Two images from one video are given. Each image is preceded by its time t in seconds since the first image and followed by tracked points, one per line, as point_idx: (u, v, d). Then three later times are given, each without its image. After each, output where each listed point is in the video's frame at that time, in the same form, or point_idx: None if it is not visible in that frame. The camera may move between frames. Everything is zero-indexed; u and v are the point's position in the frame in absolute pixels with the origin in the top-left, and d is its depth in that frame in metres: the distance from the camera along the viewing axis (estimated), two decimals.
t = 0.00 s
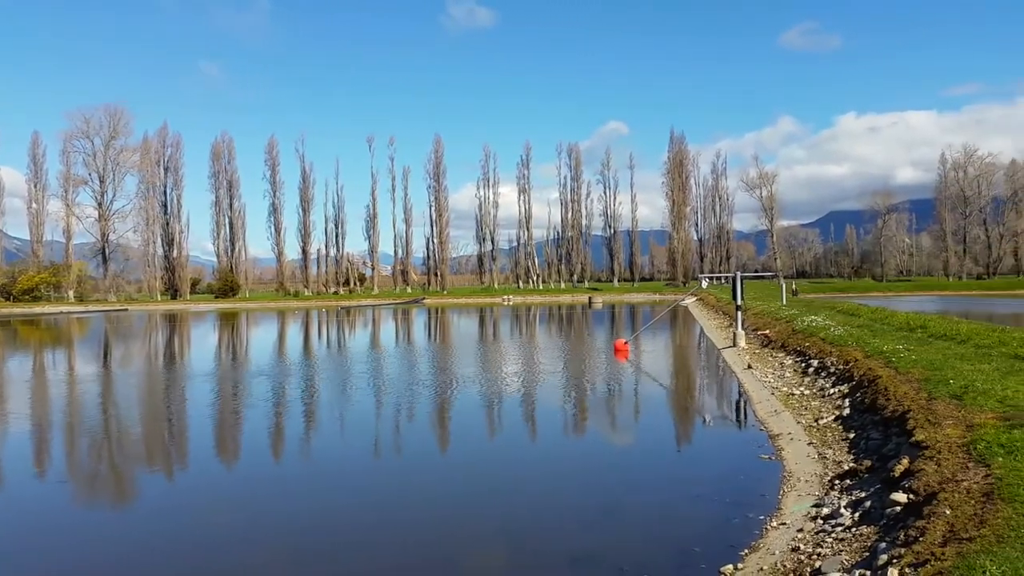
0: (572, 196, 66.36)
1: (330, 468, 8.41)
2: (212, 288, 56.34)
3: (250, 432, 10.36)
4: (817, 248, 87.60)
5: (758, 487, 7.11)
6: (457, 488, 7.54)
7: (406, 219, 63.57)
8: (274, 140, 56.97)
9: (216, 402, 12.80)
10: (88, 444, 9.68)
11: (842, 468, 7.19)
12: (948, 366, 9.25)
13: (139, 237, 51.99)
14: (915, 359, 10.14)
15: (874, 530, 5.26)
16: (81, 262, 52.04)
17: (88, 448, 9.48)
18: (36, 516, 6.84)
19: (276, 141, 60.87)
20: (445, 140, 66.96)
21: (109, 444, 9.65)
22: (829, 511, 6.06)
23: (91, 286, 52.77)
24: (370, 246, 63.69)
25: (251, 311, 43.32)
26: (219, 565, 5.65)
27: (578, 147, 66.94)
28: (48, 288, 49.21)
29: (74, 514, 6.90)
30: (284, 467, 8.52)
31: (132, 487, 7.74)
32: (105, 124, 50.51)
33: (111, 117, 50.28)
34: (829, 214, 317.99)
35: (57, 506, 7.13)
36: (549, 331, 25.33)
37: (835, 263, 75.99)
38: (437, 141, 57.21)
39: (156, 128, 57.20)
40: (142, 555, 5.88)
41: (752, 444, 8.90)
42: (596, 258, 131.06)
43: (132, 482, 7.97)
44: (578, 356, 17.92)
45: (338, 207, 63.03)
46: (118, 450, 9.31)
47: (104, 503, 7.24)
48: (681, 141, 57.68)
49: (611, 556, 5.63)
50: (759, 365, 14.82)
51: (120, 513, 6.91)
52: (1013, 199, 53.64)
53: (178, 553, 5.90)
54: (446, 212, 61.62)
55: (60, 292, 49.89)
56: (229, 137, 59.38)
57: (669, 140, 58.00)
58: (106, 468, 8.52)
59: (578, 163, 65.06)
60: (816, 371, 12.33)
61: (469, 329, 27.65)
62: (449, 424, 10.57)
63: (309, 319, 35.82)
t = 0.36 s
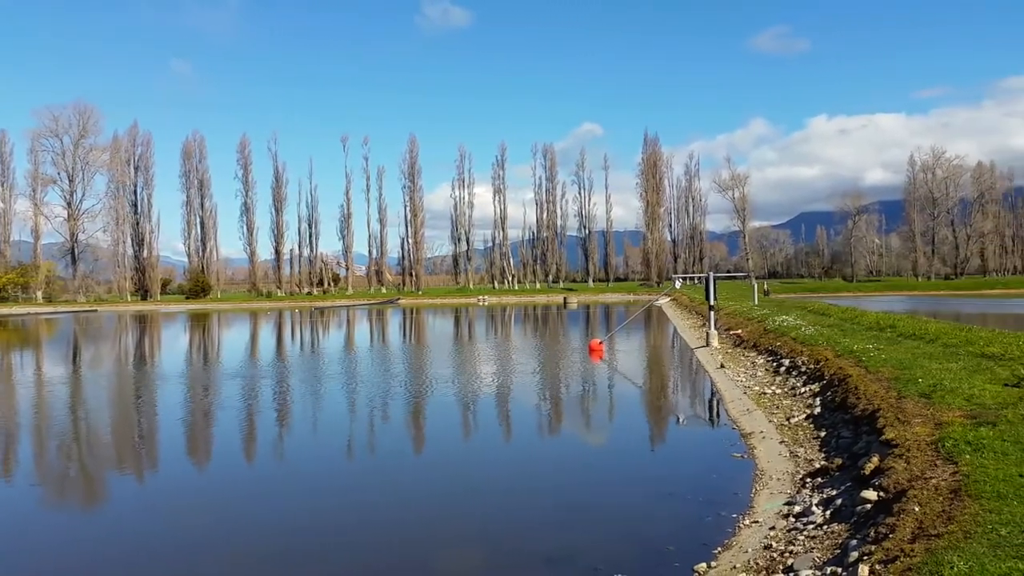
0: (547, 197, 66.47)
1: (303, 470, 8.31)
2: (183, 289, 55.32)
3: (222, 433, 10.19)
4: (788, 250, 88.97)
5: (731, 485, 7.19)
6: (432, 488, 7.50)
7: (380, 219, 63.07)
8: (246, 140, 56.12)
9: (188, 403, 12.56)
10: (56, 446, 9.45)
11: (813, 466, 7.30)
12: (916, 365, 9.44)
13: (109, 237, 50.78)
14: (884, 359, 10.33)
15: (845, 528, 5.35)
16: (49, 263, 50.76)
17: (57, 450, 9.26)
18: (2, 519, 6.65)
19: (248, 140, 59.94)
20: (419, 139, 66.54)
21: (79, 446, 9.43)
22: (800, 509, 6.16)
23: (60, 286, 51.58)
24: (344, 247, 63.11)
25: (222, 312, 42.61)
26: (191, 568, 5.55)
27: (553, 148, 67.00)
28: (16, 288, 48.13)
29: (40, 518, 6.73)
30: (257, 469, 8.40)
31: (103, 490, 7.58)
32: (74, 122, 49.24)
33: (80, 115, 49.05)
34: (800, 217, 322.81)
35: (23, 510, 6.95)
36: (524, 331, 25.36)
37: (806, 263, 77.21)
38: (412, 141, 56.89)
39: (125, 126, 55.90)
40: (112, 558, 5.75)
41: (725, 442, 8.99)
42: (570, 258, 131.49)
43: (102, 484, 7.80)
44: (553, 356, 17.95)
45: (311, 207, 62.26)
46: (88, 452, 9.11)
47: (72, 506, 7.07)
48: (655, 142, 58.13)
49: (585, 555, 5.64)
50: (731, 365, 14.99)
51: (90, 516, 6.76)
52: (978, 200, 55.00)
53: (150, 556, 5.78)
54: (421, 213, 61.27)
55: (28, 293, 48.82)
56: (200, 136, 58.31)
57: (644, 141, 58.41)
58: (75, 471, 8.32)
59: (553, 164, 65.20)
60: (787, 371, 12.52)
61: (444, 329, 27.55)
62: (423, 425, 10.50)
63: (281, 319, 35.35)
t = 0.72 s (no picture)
0: (525, 197, 66.56)
1: (281, 472, 8.20)
2: (157, 289, 54.41)
3: (197, 435, 10.02)
4: (763, 250, 90.09)
5: (707, 484, 7.25)
6: (410, 490, 7.44)
7: (358, 219, 62.60)
8: (222, 138, 55.29)
9: (162, 405, 12.35)
10: (26, 450, 9.22)
11: (788, 465, 7.39)
12: (888, 365, 9.60)
13: (80, 238, 49.69)
14: (857, 358, 10.50)
15: (820, 526, 5.42)
16: (18, 263, 49.54)
17: (27, 453, 9.05)
18: None
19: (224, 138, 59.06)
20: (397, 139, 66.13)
21: (50, 449, 9.21)
22: (775, 507, 6.22)
23: (30, 287, 50.39)
24: (321, 247, 62.51)
25: (197, 313, 41.96)
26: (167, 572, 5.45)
27: (531, 148, 67.00)
28: None
29: (10, 523, 6.55)
30: (234, 471, 8.27)
31: (75, 493, 7.40)
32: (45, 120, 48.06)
33: (51, 113, 47.93)
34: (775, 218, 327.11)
35: None
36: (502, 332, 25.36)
37: (781, 263, 78.33)
38: (389, 140, 56.50)
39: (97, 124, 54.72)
40: (85, 564, 5.62)
41: (701, 442, 9.06)
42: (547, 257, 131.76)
43: (75, 487, 7.62)
44: (531, 357, 17.97)
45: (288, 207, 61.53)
46: (59, 456, 8.89)
47: (43, 510, 6.89)
48: (632, 143, 58.53)
49: (564, 554, 5.64)
50: (707, 364, 15.11)
51: (62, 520, 6.60)
52: (948, 202, 56.18)
53: (124, 561, 5.65)
54: (399, 213, 60.93)
55: None
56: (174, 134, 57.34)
57: (621, 142, 58.76)
58: (46, 474, 8.12)
59: (531, 164, 65.28)
60: (762, 370, 12.66)
61: (422, 330, 27.45)
62: (401, 426, 10.43)
63: (257, 320, 34.94)
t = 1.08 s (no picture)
0: (501, 197, 66.55)
1: (256, 473, 8.08)
2: (128, 290, 53.31)
3: (169, 437, 9.82)
4: (736, 251, 91.19)
5: (682, 483, 7.31)
6: (387, 491, 7.39)
7: (333, 219, 62.00)
8: (195, 137, 54.31)
9: (133, 407, 12.11)
10: None
11: (762, 463, 7.48)
12: (859, 364, 9.78)
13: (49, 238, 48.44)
14: (828, 357, 10.68)
15: (793, 524, 5.49)
16: None
17: None
18: None
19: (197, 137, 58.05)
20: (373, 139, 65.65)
21: (18, 453, 8.97)
22: (749, 506, 6.30)
23: None
24: (295, 247, 61.78)
25: (169, 314, 41.18)
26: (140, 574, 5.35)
27: (507, 149, 66.95)
28: None
29: None
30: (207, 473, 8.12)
31: (43, 497, 7.21)
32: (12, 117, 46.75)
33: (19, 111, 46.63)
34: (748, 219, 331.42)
35: None
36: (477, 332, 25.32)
37: (754, 264, 79.38)
38: (364, 140, 56.04)
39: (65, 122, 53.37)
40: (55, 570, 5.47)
41: (676, 441, 9.14)
42: (523, 258, 131.85)
43: (43, 492, 7.42)
44: (507, 357, 17.97)
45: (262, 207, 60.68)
46: (28, 459, 8.66)
47: (11, 515, 6.70)
48: (608, 144, 58.86)
49: (539, 554, 5.63)
50: (681, 364, 15.25)
51: (30, 525, 6.42)
52: (918, 204, 57.34)
53: (95, 565, 5.52)
54: (374, 213, 60.45)
55: None
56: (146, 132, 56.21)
57: (597, 143, 59.03)
58: (13, 478, 7.90)
59: (507, 164, 65.28)
60: (736, 369, 12.81)
61: (397, 330, 27.29)
62: (376, 427, 10.36)
63: (230, 321, 34.44)
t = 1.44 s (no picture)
0: (479, 198, 66.48)
1: (232, 475, 7.98)
2: (100, 291, 52.26)
3: (142, 440, 9.63)
4: (712, 251, 92.20)
5: (658, 482, 7.35)
6: (366, 492, 7.34)
7: (309, 219, 61.39)
8: (169, 136, 53.40)
9: (105, 409, 11.87)
10: None
11: (737, 462, 7.55)
12: (832, 363, 9.93)
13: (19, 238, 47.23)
14: (802, 356, 10.83)
15: (768, 522, 5.56)
16: None
17: None
18: None
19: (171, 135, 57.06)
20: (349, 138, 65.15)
21: None
22: (725, 504, 6.36)
23: None
24: (271, 247, 61.02)
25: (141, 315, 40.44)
26: None
27: (484, 149, 66.84)
28: None
29: None
30: (182, 475, 7.98)
31: (13, 501, 7.01)
32: None
33: None
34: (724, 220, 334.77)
35: None
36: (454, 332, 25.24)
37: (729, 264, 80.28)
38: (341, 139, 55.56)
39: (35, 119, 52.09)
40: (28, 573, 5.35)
41: (653, 440, 9.20)
42: (500, 257, 131.88)
43: (12, 495, 7.22)
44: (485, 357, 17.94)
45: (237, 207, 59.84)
46: None
47: None
48: (585, 145, 59.10)
49: (517, 555, 5.63)
50: (657, 364, 15.35)
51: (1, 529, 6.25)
52: (890, 205, 58.40)
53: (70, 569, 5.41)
54: (351, 213, 59.94)
55: None
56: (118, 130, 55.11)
57: (574, 144, 59.21)
58: None
59: (485, 164, 65.18)
60: (711, 369, 12.92)
61: (373, 331, 27.11)
62: (352, 427, 10.29)
63: (204, 322, 33.97)
